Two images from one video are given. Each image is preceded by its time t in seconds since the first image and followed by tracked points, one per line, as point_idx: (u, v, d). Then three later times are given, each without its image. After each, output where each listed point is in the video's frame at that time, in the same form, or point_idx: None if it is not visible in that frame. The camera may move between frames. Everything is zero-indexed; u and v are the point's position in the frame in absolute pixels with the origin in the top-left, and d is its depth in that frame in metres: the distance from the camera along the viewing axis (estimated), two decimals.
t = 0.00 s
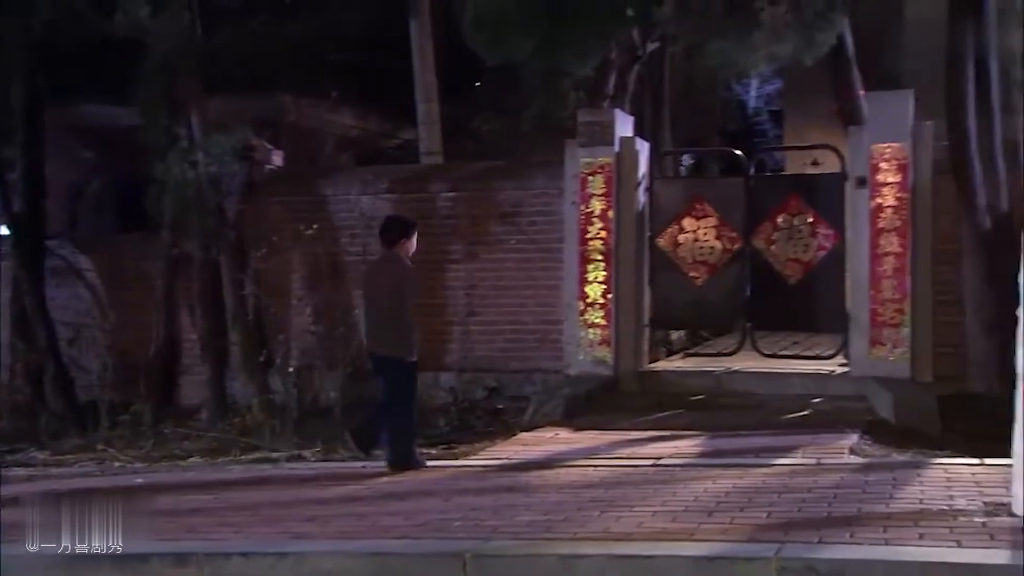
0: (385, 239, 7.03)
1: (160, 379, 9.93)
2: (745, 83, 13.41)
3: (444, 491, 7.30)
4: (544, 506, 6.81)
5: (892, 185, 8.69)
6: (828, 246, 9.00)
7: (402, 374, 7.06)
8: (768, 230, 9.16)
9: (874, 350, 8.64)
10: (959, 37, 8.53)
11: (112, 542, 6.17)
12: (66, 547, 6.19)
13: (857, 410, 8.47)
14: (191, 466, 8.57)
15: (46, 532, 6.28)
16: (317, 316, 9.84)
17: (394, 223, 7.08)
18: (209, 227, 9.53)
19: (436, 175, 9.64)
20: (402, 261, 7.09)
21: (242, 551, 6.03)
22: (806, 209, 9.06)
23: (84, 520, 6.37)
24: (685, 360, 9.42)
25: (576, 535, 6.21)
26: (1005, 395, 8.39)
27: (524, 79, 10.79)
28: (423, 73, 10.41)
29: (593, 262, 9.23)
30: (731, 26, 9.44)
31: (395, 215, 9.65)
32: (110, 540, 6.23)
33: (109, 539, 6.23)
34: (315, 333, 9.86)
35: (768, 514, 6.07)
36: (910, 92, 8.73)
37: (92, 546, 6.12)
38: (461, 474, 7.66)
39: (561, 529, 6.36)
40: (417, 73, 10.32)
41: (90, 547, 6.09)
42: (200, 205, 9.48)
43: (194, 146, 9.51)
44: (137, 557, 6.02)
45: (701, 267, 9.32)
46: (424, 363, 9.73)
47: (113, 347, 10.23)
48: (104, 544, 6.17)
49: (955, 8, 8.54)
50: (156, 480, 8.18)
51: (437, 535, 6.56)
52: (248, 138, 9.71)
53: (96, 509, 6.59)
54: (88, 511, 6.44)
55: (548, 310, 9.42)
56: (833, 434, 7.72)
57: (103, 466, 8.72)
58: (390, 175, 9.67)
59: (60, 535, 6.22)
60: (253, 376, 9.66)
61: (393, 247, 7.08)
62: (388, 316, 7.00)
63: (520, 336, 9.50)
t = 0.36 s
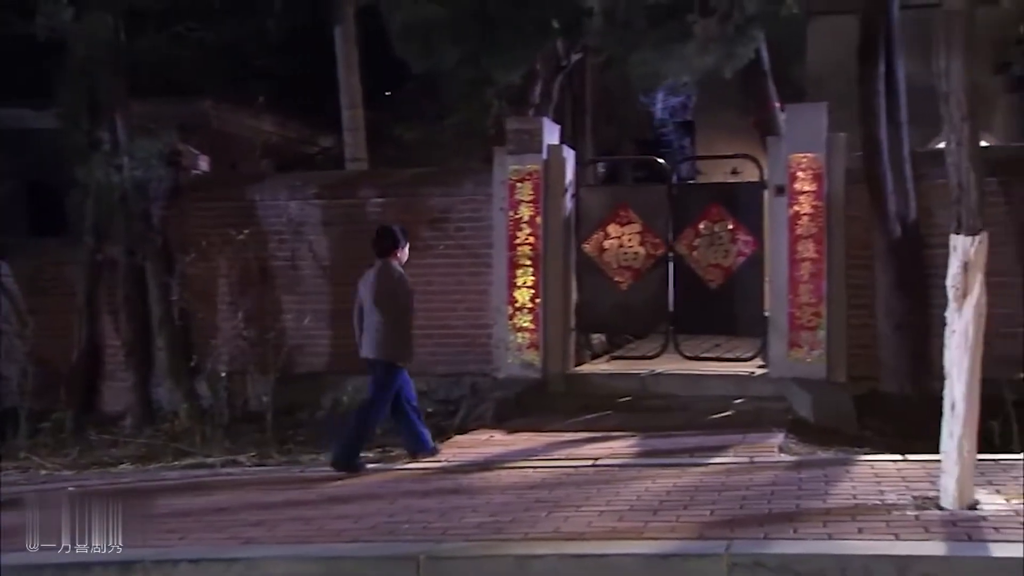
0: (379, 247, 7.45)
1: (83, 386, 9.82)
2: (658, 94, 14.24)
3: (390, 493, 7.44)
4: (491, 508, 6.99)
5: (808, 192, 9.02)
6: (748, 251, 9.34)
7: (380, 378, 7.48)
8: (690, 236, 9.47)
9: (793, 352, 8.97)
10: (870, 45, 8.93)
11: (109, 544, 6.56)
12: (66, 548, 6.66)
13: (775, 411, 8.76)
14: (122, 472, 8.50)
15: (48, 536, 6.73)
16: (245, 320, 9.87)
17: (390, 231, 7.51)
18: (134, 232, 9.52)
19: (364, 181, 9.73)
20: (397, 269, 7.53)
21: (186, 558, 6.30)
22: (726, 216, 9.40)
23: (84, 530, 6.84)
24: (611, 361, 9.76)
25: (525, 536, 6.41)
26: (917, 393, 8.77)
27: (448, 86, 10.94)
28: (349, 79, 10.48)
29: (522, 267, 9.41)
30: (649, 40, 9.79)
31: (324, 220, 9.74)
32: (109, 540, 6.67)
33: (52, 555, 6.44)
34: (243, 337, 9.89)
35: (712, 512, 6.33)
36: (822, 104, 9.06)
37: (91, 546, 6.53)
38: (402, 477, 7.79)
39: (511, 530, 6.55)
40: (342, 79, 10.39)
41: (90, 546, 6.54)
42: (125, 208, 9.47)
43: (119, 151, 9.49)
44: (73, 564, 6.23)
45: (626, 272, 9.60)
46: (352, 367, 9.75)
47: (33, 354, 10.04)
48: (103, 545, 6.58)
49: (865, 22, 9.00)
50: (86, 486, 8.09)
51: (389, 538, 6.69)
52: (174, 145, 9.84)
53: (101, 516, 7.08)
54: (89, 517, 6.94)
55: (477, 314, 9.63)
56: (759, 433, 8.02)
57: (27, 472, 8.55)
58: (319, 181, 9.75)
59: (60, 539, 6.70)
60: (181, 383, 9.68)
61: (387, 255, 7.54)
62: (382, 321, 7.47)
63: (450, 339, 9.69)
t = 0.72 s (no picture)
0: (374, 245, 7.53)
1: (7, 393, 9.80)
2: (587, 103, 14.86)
3: (338, 496, 7.59)
4: (441, 509, 7.17)
5: (731, 200, 9.35)
6: (673, 258, 9.65)
7: (377, 369, 7.54)
8: (617, 242, 9.76)
9: (718, 354, 9.31)
10: (792, 59, 9.09)
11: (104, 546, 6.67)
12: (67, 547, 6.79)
13: (702, 412, 9.08)
14: (56, 478, 8.45)
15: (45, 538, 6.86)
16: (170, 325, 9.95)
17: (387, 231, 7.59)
18: (61, 237, 9.36)
19: (296, 187, 9.82)
20: (392, 269, 7.59)
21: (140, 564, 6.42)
22: (652, 223, 9.69)
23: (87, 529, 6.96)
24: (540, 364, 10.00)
25: (480, 536, 6.63)
26: (836, 394, 9.14)
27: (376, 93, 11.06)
28: (277, 85, 10.53)
29: (455, 272, 9.62)
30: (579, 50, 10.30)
31: (256, 226, 9.83)
32: (110, 541, 6.79)
33: (25, 560, 6.56)
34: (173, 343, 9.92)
35: (660, 510, 6.59)
36: (744, 116, 9.36)
37: (94, 548, 6.66)
38: (347, 480, 7.93)
39: (464, 531, 6.75)
40: (271, 87, 10.45)
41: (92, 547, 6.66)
42: (51, 214, 9.32)
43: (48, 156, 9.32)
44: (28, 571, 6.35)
45: (555, 278, 9.83)
46: (283, 371, 9.87)
47: None
48: (104, 545, 6.72)
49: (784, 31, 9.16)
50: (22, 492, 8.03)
51: (344, 540, 6.83)
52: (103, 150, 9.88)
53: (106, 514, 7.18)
54: (90, 516, 7.06)
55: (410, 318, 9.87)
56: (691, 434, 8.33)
57: None
58: (251, 187, 9.82)
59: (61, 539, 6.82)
60: (111, 390, 9.66)
61: (381, 256, 7.60)
62: (376, 317, 7.52)
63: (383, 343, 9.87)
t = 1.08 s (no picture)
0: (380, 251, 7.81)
1: None
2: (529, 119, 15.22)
3: (299, 500, 7.75)
4: (403, 511, 7.36)
5: (669, 209, 9.68)
6: (611, 265, 9.96)
7: (383, 367, 7.88)
8: (558, 250, 10.04)
9: (656, 359, 9.62)
10: (726, 74, 9.45)
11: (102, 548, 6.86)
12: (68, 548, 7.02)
13: (642, 414, 9.41)
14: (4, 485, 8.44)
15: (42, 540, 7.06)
16: (111, 333, 9.95)
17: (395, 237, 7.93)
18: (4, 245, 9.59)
19: (241, 195, 9.94)
20: (400, 273, 7.95)
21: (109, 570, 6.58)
22: (592, 232, 9.99)
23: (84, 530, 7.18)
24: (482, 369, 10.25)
25: (446, 537, 6.83)
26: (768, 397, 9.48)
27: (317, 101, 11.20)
28: (218, 93, 10.60)
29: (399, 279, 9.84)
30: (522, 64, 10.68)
31: (200, 233, 9.91)
32: (111, 541, 7.03)
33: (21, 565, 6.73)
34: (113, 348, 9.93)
35: (619, 509, 6.87)
36: (681, 128, 9.77)
37: (96, 548, 6.90)
38: (304, 484, 8.09)
39: (428, 533, 6.94)
40: (211, 94, 10.55)
41: (94, 547, 6.89)
42: None
43: None
44: None
45: (497, 285, 10.11)
46: (228, 377, 9.97)
47: None
48: (105, 545, 6.96)
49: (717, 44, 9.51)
50: None
51: (310, 544, 6.99)
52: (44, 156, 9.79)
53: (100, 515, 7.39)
54: (91, 515, 7.30)
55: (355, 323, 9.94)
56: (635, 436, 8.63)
57: None
58: (196, 194, 9.90)
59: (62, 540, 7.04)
60: (53, 398, 9.71)
61: (388, 259, 7.94)
62: (384, 317, 7.85)
63: (327, 349, 9.95)
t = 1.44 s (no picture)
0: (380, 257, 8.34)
1: None
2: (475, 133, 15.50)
3: (278, 501, 7.95)
4: (382, 511, 7.60)
5: (626, 217, 10.03)
6: (569, 271, 10.32)
7: (382, 369, 8.32)
8: (516, 257, 10.33)
9: (612, 362, 9.95)
10: (680, 90, 9.88)
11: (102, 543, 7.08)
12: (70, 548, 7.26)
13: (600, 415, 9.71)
14: None
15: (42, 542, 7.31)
16: (75, 339, 10.04)
17: (392, 246, 8.47)
18: None
19: (206, 202, 10.11)
20: (396, 282, 8.46)
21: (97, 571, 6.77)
22: (550, 240, 10.29)
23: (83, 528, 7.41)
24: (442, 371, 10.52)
25: (428, 536, 7.07)
26: (720, 399, 9.86)
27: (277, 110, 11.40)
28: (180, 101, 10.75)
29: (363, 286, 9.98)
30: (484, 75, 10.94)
31: (165, 239, 10.06)
32: (111, 541, 7.26)
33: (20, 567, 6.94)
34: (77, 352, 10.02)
35: (594, 507, 7.19)
36: (636, 141, 10.08)
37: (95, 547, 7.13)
38: (280, 485, 8.30)
39: (411, 533, 7.16)
40: (172, 102, 10.70)
41: (94, 546, 7.12)
42: None
43: None
44: None
45: (458, 291, 10.39)
46: (192, 381, 10.12)
47: None
48: (105, 545, 7.19)
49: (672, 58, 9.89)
50: None
51: (294, 543, 7.17)
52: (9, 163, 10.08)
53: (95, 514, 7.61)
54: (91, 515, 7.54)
55: (318, 328, 10.14)
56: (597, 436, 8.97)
57: None
58: (160, 201, 10.05)
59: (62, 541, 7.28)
60: (16, 404, 9.83)
61: (386, 268, 8.45)
62: (384, 322, 8.32)
63: (291, 354, 10.14)
